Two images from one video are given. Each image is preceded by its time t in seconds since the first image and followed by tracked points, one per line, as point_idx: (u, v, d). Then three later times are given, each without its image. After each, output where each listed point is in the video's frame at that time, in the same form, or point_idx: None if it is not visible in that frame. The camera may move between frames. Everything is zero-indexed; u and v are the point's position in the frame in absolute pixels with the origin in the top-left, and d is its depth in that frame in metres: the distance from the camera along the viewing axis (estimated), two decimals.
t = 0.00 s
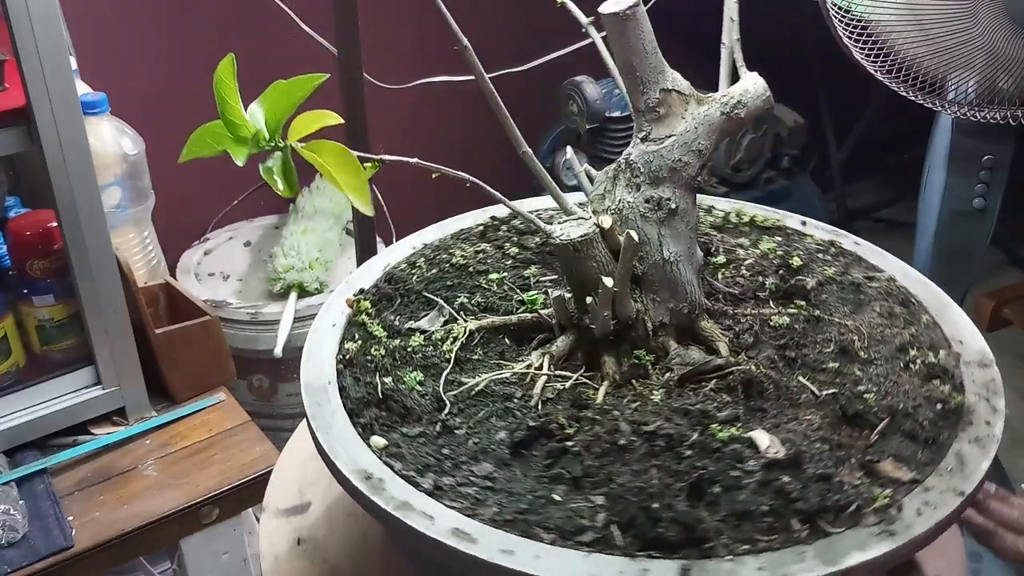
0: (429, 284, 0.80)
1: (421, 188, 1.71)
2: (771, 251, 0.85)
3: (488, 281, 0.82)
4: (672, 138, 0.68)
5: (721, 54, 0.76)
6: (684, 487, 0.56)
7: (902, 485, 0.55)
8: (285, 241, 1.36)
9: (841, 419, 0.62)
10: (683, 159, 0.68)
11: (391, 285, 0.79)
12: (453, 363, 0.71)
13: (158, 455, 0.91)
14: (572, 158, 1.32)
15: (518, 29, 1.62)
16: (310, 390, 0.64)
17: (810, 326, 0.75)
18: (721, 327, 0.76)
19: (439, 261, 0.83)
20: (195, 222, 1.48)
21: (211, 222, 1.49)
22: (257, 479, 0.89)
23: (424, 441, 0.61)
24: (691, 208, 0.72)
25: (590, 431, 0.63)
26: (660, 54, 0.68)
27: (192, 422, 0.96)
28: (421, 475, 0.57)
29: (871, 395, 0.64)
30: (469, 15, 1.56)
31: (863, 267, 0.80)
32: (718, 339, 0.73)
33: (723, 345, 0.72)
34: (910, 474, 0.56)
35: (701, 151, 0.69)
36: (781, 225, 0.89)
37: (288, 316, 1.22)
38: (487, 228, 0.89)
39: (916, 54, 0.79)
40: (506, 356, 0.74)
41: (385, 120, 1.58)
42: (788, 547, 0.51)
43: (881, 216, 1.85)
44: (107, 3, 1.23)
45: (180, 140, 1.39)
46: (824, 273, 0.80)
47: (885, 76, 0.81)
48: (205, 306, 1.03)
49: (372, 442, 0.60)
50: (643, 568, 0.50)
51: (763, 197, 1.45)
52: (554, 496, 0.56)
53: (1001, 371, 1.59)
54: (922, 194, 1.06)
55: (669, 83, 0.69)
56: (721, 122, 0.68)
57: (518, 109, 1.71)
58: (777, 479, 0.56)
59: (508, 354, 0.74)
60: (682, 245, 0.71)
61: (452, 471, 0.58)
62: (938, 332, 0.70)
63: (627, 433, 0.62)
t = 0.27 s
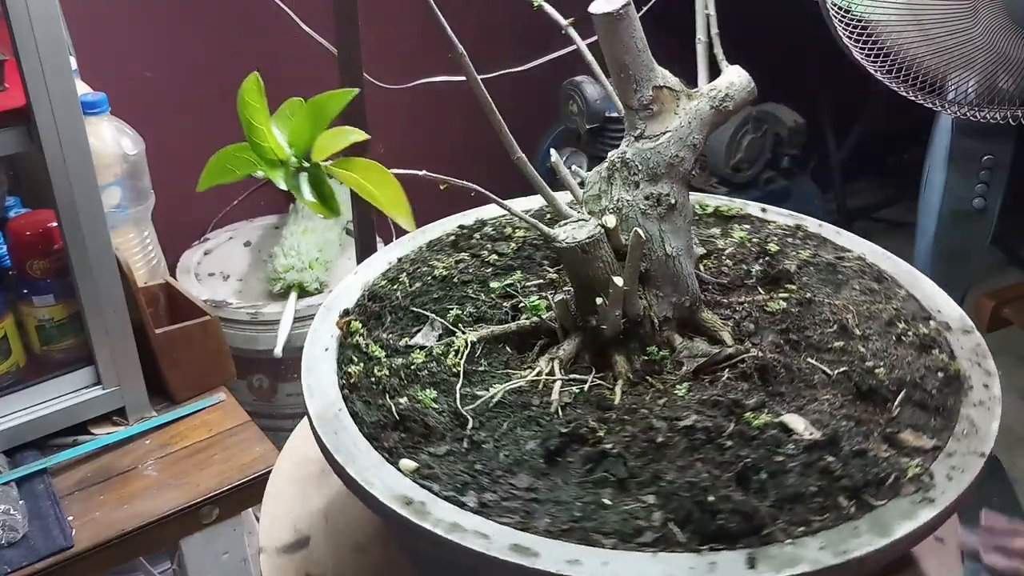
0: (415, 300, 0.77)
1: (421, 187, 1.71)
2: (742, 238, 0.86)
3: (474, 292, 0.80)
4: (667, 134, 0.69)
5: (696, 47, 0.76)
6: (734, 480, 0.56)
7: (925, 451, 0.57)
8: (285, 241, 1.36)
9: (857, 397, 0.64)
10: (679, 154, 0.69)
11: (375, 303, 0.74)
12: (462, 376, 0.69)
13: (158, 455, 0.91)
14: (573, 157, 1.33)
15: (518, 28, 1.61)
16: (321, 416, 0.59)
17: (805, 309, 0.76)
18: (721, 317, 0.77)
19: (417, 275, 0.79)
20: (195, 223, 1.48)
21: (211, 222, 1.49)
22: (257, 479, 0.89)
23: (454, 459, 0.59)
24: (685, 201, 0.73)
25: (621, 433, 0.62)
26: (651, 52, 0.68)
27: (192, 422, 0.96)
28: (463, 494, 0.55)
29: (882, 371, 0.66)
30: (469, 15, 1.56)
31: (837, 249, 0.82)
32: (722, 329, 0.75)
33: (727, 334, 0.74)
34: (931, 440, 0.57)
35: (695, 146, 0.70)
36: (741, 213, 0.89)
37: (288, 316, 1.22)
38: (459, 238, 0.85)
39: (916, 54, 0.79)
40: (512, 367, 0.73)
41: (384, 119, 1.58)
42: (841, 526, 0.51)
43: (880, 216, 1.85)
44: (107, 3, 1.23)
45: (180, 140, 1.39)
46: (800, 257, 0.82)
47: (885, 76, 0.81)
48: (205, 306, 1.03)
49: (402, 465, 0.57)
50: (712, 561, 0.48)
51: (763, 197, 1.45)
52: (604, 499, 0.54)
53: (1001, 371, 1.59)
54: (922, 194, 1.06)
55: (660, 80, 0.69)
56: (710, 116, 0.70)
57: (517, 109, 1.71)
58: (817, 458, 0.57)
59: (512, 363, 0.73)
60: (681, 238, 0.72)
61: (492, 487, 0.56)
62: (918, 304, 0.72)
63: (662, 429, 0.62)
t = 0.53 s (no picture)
0: (405, 316, 0.75)
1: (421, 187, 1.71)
2: (715, 229, 0.89)
3: (463, 301, 0.79)
4: (662, 131, 0.70)
5: (671, 43, 0.76)
6: (776, 470, 0.57)
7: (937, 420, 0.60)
8: (285, 241, 1.36)
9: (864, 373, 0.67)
10: (675, 149, 0.70)
11: (365, 321, 0.73)
12: (473, 386, 0.68)
13: (158, 455, 0.91)
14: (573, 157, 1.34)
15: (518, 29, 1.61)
16: (340, 443, 0.58)
17: (798, 295, 0.78)
18: (718, 308, 0.79)
19: (400, 291, 0.78)
20: (195, 223, 1.48)
21: (211, 222, 1.49)
22: (257, 479, 0.89)
23: (488, 472, 0.58)
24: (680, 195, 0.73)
25: (651, 431, 0.63)
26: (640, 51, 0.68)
27: (192, 422, 0.96)
28: (507, 507, 0.54)
29: (884, 348, 0.69)
30: (468, 15, 1.55)
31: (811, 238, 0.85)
32: (722, 319, 0.76)
33: (727, 324, 0.75)
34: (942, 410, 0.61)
35: (688, 140, 0.71)
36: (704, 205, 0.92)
37: (288, 316, 1.22)
38: (434, 248, 0.85)
39: (917, 54, 0.79)
40: (518, 373, 0.72)
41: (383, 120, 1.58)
42: (880, 500, 0.53)
43: (880, 216, 1.85)
44: (107, 3, 1.23)
45: (179, 140, 1.39)
46: (775, 244, 0.85)
47: (886, 77, 0.80)
48: (205, 306, 1.03)
49: (438, 485, 0.55)
50: (770, 548, 0.50)
51: (764, 197, 1.45)
52: (650, 498, 0.55)
53: (1000, 371, 1.59)
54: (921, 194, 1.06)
55: (651, 78, 0.70)
56: (699, 112, 0.71)
57: (518, 109, 1.71)
58: (847, 436, 0.59)
59: (519, 369, 0.73)
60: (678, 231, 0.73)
61: (533, 498, 0.55)
62: (893, 283, 0.76)
63: (693, 424, 0.63)
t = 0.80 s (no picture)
0: (402, 332, 0.74)
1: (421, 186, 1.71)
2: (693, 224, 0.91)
3: (457, 312, 0.78)
4: (655, 129, 0.71)
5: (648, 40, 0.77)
6: (809, 455, 0.59)
7: (939, 392, 0.64)
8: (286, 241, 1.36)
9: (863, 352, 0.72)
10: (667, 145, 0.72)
11: (359, 338, 0.71)
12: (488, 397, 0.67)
13: (158, 455, 0.91)
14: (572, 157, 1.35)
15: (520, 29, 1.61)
16: (364, 467, 0.56)
17: (788, 282, 0.81)
18: (713, 300, 0.81)
19: (388, 306, 0.76)
20: (195, 222, 1.48)
21: (211, 221, 1.49)
22: (257, 479, 0.89)
23: (522, 482, 0.57)
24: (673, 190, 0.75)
25: (678, 427, 0.64)
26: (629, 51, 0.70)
27: (192, 422, 0.96)
28: (551, 516, 0.54)
29: (879, 327, 0.73)
30: (468, 16, 1.55)
31: (779, 228, 0.89)
32: (719, 309, 0.79)
33: (726, 315, 0.78)
34: (944, 380, 0.65)
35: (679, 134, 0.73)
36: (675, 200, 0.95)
37: (288, 318, 1.23)
38: (412, 259, 0.83)
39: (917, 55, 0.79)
40: (527, 380, 0.72)
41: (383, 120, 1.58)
42: (908, 474, 0.55)
43: (880, 216, 1.85)
44: (107, 3, 1.23)
45: (180, 140, 1.39)
46: (748, 233, 0.89)
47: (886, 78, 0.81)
48: (205, 306, 1.03)
49: (476, 499, 0.55)
50: (818, 531, 0.51)
51: (763, 197, 1.46)
52: (690, 493, 0.56)
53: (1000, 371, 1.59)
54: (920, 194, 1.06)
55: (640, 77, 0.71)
56: (687, 108, 0.72)
57: (519, 108, 1.71)
58: (869, 415, 0.62)
59: (527, 376, 0.72)
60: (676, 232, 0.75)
61: (574, 504, 0.55)
62: (865, 264, 0.81)
63: (722, 416, 0.64)
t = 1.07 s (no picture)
0: (400, 346, 0.73)
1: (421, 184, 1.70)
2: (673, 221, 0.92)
3: (452, 321, 0.77)
4: (649, 124, 0.73)
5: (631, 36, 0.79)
6: (834, 438, 0.61)
7: (934, 366, 0.68)
8: (285, 241, 1.36)
9: (859, 331, 0.75)
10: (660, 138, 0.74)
11: (356, 357, 0.69)
12: (506, 405, 0.67)
13: (157, 455, 0.91)
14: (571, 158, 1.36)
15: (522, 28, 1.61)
16: (394, 489, 0.55)
17: (774, 269, 0.84)
18: (706, 292, 0.83)
19: (381, 321, 0.75)
20: (195, 222, 1.48)
21: (211, 221, 1.49)
22: (256, 479, 0.89)
23: (557, 489, 0.58)
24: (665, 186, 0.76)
25: (701, 421, 0.66)
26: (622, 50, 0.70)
27: (192, 422, 0.96)
28: (596, 521, 0.54)
29: (870, 307, 0.76)
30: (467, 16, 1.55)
31: (750, 218, 0.93)
32: (714, 300, 0.81)
33: (721, 306, 0.80)
34: (937, 354, 0.69)
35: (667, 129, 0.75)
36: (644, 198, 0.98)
37: (287, 323, 1.23)
38: (393, 272, 0.82)
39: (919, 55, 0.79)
40: (536, 386, 0.71)
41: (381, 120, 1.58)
42: (927, 447, 0.58)
43: (880, 216, 1.85)
44: (107, 3, 1.23)
45: (181, 139, 1.39)
46: (717, 224, 0.93)
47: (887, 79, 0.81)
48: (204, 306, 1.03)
49: (515, 510, 0.55)
50: (857, 509, 0.52)
51: (764, 197, 1.46)
52: (726, 486, 0.58)
53: (1001, 371, 1.59)
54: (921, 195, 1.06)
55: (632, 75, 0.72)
56: (673, 102, 0.76)
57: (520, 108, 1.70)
58: (883, 393, 0.65)
59: (535, 383, 0.72)
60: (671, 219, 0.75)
61: (614, 507, 0.56)
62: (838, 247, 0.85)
63: (744, 407, 0.66)
